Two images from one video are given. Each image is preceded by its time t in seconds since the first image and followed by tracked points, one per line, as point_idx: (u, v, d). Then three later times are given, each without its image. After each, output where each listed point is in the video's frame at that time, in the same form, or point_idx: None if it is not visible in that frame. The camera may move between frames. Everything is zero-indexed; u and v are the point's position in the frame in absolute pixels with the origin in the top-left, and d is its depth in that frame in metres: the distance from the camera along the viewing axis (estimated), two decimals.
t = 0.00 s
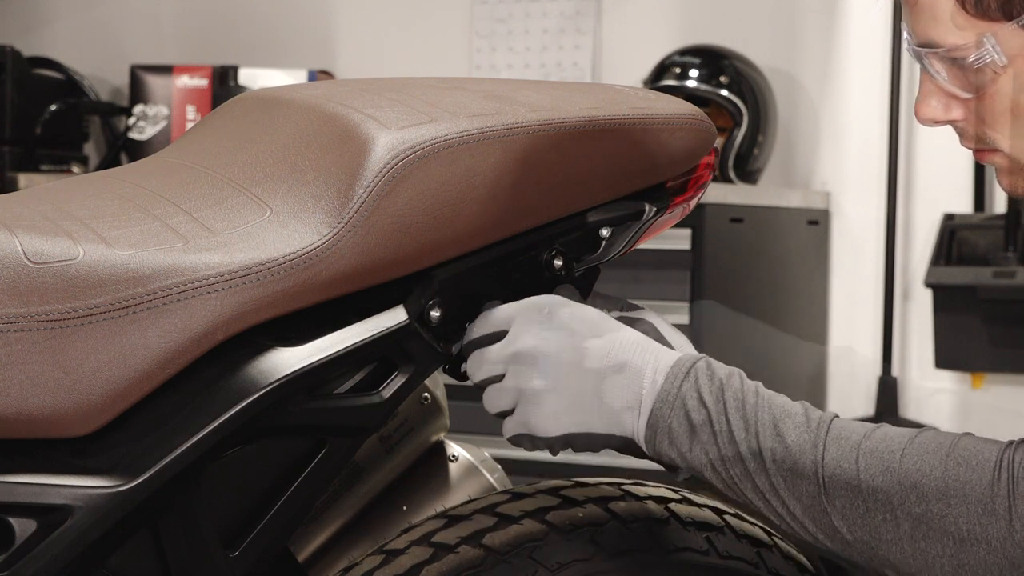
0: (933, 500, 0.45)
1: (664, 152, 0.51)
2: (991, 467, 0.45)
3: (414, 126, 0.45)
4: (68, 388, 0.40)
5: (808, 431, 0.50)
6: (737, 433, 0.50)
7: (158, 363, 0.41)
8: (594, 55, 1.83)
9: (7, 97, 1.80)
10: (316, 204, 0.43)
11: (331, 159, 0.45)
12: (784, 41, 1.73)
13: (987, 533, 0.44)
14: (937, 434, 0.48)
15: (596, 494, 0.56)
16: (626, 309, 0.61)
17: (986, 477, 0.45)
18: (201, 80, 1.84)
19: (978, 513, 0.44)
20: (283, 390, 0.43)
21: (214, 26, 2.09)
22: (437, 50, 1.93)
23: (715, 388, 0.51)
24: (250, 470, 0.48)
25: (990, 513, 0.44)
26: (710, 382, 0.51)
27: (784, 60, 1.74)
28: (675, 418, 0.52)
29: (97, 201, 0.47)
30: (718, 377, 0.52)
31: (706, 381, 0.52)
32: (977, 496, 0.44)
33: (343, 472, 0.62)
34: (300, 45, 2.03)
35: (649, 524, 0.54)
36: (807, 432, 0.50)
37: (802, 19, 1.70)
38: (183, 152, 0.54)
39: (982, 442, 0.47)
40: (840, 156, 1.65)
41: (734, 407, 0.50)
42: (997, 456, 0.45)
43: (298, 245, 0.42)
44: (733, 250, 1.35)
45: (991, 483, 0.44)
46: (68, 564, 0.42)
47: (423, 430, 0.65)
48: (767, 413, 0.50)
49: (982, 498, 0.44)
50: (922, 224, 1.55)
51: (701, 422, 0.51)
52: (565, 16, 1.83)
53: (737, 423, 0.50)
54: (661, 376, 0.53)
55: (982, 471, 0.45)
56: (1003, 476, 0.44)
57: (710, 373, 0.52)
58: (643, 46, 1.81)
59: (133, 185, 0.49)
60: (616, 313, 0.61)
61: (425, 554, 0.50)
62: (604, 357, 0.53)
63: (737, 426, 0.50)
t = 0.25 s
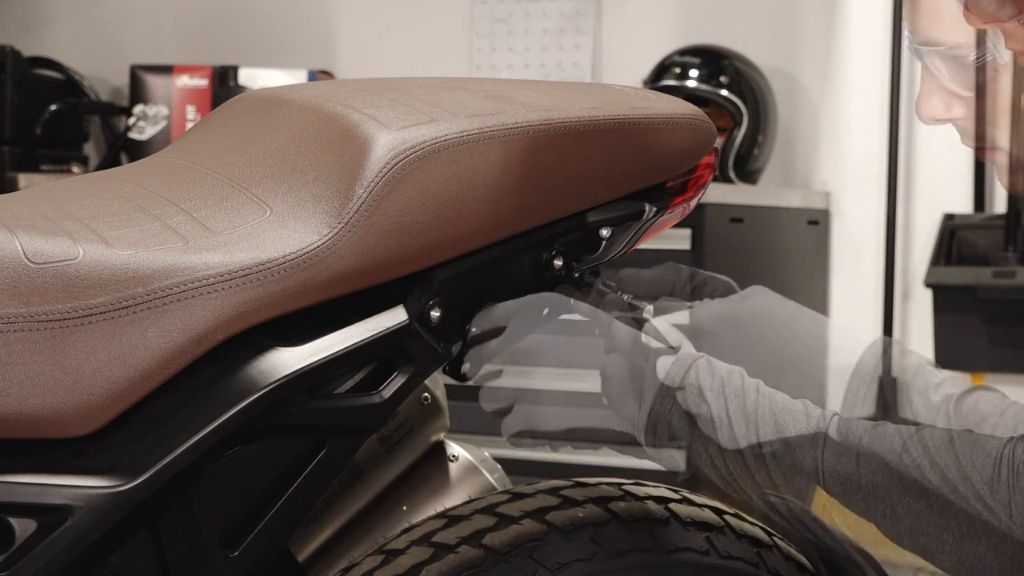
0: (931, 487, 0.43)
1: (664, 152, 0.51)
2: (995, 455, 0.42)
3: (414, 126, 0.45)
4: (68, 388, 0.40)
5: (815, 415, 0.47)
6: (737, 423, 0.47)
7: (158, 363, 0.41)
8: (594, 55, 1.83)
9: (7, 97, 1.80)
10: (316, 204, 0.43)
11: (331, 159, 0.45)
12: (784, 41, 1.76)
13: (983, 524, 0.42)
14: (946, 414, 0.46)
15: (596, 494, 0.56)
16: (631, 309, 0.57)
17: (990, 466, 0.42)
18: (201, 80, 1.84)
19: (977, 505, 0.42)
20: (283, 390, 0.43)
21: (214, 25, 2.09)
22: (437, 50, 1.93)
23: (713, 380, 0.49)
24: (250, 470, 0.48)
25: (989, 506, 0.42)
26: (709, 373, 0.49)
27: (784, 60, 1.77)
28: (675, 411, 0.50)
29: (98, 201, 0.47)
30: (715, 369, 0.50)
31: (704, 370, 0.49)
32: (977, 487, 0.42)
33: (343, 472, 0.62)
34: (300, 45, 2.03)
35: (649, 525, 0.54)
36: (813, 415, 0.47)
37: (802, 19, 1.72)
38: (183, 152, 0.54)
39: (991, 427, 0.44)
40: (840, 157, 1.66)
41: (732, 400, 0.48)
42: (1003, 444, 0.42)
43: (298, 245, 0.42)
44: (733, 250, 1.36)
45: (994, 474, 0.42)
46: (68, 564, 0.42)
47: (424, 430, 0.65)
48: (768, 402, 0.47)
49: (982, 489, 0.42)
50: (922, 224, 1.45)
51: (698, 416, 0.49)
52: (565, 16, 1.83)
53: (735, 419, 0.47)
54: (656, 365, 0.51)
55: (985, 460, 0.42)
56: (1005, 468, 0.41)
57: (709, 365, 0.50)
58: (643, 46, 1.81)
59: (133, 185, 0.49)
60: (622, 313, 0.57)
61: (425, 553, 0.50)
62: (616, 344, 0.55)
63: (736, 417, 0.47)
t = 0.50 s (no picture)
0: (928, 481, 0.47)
1: (663, 152, 0.51)
2: (991, 463, 0.44)
3: (414, 126, 0.45)
4: (68, 388, 0.40)
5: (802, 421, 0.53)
6: (736, 435, 0.54)
7: (158, 363, 0.41)
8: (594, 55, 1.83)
9: (7, 97, 1.80)
10: (316, 204, 0.43)
11: (331, 159, 0.45)
12: (784, 40, 1.72)
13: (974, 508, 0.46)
14: (940, 409, 0.46)
15: (596, 494, 0.56)
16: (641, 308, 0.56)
17: (983, 472, 0.44)
18: (201, 80, 1.84)
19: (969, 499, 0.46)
20: (283, 390, 0.43)
21: (214, 25, 2.09)
22: (437, 50, 1.93)
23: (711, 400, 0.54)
24: (250, 470, 0.48)
25: (980, 499, 0.45)
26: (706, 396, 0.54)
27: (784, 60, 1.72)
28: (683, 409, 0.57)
29: (98, 201, 0.47)
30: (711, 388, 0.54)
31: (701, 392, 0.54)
32: (970, 487, 0.45)
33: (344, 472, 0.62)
34: (300, 45, 2.03)
35: (649, 524, 0.54)
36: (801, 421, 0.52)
37: (802, 19, 1.70)
38: (183, 152, 0.54)
39: (987, 426, 0.44)
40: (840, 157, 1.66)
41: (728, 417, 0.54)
42: (998, 453, 0.44)
43: (298, 245, 0.42)
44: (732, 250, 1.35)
45: (986, 479, 0.44)
46: (68, 564, 0.42)
47: (424, 430, 0.65)
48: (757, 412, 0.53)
49: (974, 488, 0.45)
50: (922, 225, 1.55)
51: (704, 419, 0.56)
52: (565, 16, 1.83)
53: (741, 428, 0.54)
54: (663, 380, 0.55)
55: (981, 468, 0.44)
56: (998, 478, 0.44)
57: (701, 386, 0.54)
58: (643, 46, 1.81)
59: (133, 185, 0.49)
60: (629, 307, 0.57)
61: (425, 553, 0.50)
62: (615, 347, 0.55)
63: (734, 429, 0.54)
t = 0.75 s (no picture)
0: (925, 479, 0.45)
1: (663, 152, 0.51)
2: (995, 457, 0.43)
3: (414, 126, 0.45)
4: (68, 389, 0.40)
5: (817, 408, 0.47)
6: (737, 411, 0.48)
7: (157, 364, 0.41)
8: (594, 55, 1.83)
9: (7, 97, 1.80)
10: (316, 204, 0.43)
11: (331, 159, 0.45)
12: (784, 40, 1.72)
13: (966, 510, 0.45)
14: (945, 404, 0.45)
15: (596, 494, 0.56)
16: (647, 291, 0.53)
17: (985, 468, 0.43)
18: (201, 80, 1.84)
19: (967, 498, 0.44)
20: (283, 390, 0.43)
21: (214, 25, 2.09)
22: (438, 50, 1.93)
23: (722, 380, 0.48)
24: (250, 470, 0.48)
25: (977, 498, 0.44)
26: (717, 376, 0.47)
27: (784, 60, 1.72)
28: (676, 391, 0.49)
29: (98, 201, 0.47)
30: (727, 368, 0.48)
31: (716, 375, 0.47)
32: (969, 483, 0.44)
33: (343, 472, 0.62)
34: (300, 45, 2.03)
35: (650, 525, 0.54)
36: (814, 408, 0.47)
37: (802, 19, 1.70)
38: (183, 152, 0.54)
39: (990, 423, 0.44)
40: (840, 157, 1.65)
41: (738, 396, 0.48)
42: (1002, 448, 0.43)
43: (298, 245, 0.42)
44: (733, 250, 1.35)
45: (986, 475, 0.43)
46: (68, 564, 0.42)
47: (424, 430, 0.65)
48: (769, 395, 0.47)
49: (974, 484, 0.44)
50: (922, 225, 1.55)
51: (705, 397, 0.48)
52: (565, 16, 1.83)
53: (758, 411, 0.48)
54: (659, 352, 0.48)
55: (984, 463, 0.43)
56: (1001, 472, 0.43)
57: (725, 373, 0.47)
58: (643, 46, 1.80)
59: (133, 185, 0.49)
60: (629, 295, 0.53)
61: (425, 553, 0.50)
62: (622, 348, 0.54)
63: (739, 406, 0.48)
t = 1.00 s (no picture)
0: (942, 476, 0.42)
1: (663, 152, 0.51)
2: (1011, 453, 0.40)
3: (414, 126, 0.45)
4: (68, 389, 0.40)
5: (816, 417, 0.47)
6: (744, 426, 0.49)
7: (157, 364, 0.41)
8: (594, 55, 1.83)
9: (7, 97, 1.80)
10: (316, 204, 0.43)
11: (330, 159, 0.45)
12: (784, 40, 1.73)
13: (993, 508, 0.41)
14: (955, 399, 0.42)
15: (596, 494, 0.56)
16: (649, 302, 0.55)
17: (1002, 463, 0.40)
18: (201, 80, 1.84)
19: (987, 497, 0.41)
20: (283, 390, 0.43)
21: (214, 25, 2.10)
22: (438, 50, 1.93)
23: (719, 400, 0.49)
24: (250, 470, 0.48)
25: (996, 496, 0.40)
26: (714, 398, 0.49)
27: (784, 59, 1.74)
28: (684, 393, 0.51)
29: (98, 202, 0.47)
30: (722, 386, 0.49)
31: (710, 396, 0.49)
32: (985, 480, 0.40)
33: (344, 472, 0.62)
34: (300, 45, 2.03)
35: (650, 524, 0.54)
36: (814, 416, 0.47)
37: (802, 19, 1.70)
38: (183, 152, 0.54)
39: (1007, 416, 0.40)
40: (840, 156, 1.65)
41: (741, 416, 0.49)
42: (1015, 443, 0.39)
43: (298, 245, 0.42)
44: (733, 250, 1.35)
45: (1004, 472, 0.40)
46: (68, 564, 0.42)
47: (424, 430, 0.65)
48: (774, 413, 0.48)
49: (991, 482, 0.40)
50: (922, 224, 1.55)
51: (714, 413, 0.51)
52: (565, 16, 1.83)
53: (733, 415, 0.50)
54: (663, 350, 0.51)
55: (998, 460, 0.40)
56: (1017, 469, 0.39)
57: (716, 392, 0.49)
58: (643, 46, 1.80)
59: (134, 185, 0.49)
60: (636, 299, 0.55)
61: (425, 554, 0.50)
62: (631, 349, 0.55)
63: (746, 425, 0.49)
